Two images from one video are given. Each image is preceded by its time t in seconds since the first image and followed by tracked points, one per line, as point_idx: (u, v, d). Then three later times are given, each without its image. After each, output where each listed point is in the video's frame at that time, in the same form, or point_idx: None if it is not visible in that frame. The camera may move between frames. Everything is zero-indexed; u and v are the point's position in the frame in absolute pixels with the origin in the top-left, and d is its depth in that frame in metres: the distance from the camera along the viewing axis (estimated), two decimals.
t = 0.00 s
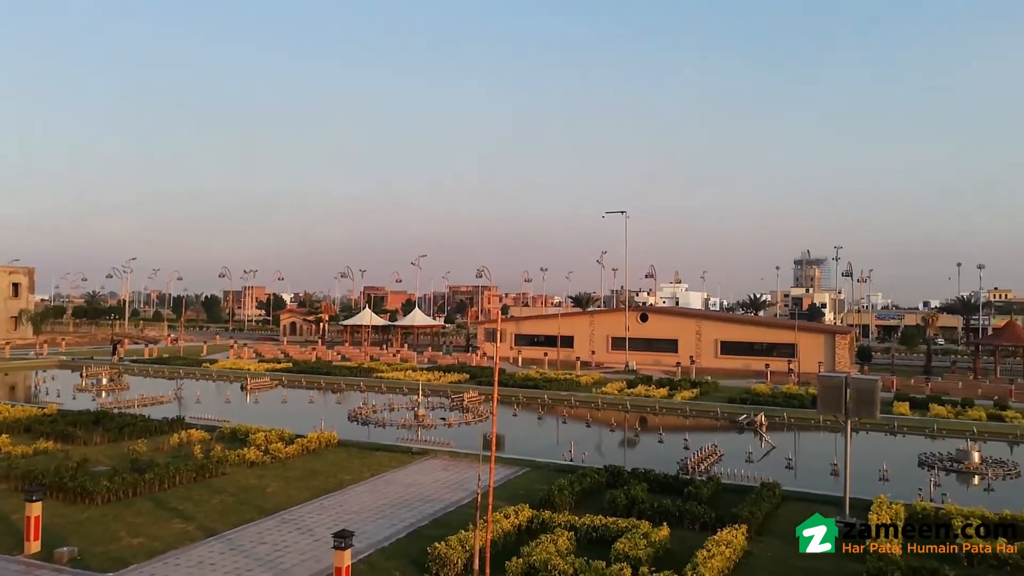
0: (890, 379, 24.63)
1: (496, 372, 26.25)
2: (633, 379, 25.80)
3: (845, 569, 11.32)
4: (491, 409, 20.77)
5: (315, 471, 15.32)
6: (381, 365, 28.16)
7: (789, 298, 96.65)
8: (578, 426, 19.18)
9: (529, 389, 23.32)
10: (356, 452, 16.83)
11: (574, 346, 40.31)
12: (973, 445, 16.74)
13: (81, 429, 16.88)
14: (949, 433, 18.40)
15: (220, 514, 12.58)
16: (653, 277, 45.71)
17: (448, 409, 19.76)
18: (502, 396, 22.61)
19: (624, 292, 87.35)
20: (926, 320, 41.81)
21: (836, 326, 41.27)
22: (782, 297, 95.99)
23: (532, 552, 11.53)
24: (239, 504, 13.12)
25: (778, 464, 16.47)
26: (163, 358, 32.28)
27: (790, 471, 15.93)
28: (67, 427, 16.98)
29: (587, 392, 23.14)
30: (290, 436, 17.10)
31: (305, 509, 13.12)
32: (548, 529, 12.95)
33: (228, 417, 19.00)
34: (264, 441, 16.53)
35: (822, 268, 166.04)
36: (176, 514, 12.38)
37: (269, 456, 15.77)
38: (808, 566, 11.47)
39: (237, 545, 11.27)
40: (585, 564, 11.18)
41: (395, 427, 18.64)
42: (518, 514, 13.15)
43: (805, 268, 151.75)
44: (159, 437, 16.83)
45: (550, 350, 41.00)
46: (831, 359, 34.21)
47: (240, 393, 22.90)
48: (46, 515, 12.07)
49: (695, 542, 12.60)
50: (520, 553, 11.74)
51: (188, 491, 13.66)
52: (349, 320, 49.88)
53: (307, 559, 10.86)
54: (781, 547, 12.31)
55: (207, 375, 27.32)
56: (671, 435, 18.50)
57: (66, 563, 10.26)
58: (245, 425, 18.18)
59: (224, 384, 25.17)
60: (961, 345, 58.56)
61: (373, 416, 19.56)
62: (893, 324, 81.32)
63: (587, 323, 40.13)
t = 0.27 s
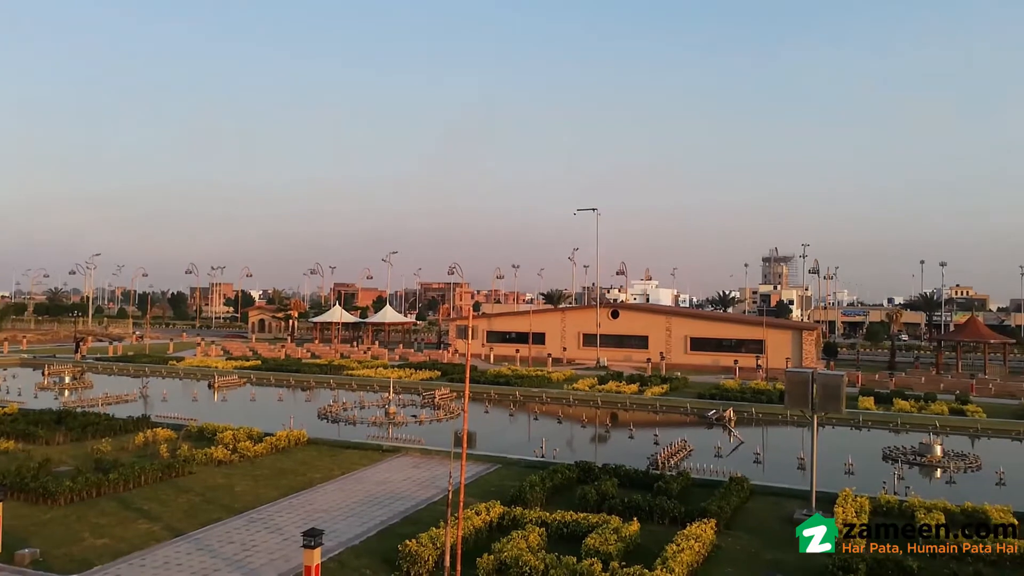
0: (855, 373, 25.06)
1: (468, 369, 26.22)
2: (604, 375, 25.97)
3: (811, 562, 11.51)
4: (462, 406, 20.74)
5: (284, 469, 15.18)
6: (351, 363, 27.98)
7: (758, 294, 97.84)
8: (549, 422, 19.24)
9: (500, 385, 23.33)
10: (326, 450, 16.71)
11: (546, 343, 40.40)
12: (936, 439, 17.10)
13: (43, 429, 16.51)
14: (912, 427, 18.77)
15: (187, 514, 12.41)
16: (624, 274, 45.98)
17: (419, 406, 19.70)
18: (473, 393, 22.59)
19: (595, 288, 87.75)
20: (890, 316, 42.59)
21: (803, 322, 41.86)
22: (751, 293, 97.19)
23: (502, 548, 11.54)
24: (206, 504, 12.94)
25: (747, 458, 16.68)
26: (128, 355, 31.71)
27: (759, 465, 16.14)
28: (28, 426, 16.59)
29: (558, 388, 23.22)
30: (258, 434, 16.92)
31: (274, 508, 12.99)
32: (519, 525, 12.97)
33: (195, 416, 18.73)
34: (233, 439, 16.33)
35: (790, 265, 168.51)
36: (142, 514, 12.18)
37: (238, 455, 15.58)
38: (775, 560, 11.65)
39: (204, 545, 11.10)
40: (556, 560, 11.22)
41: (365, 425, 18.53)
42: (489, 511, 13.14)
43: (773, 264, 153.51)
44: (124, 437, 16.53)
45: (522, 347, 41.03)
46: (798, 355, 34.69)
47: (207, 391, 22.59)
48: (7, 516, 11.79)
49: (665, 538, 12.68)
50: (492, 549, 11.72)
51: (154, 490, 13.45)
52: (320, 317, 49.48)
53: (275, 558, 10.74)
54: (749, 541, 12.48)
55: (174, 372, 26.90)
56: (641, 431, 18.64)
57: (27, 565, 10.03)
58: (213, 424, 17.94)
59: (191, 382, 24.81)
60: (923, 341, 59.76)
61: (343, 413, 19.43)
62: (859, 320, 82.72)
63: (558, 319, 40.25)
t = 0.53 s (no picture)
0: (821, 368, 25.48)
1: (438, 365, 26.15)
2: (575, 372, 26.08)
3: (777, 555, 11.70)
4: (433, 403, 20.70)
5: (253, 467, 15.02)
6: (321, 359, 27.75)
7: (726, 291, 98.97)
8: (520, 419, 19.24)
9: (471, 382, 23.31)
10: (295, 447, 16.57)
11: (517, 339, 40.45)
12: (898, 432, 17.47)
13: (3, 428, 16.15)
14: (876, 420, 19.15)
15: (153, 513, 12.22)
16: (595, 270, 46.19)
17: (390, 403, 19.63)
18: (444, 390, 22.55)
19: (566, 284, 88.06)
20: (855, 312, 43.36)
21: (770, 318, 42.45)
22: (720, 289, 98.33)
23: (473, 545, 11.54)
24: (172, 504, 12.74)
25: (715, 452, 16.88)
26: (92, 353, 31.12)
27: (727, 460, 16.33)
28: None
29: (529, 385, 23.28)
30: (226, 432, 16.72)
31: (242, 506, 12.86)
32: (489, 521, 12.99)
33: (161, 414, 18.44)
34: (199, 438, 16.12)
35: (758, 261, 170.72)
36: (106, 515, 11.96)
37: (205, 453, 15.38)
38: (742, 553, 11.83)
39: (168, 545, 10.92)
40: (526, 555, 11.26)
41: (335, 422, 18.41)
42: (460, 508, 13.14)
43: (741, 261, 155.32)
44: (87, 436, 16.22)
45: (493, 343, 41.03)
46: (765, 350, 35.19)
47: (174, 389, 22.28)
48: None
49: (634, 531, 12.82)
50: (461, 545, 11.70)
51: (118, 490, 13.21)
52: (289, 314, 49.01)
53: (242, 557, 10.63)
54: (716, 534, 12.65)
55: (139, 370, 26.45)
56: (611, 426, 18.77)
57: None
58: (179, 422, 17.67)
59: (157, 380, 24.43)
60: (886, 336, 60.97)
61: (313, 411, 19.27)
62: (825, 316, 84.12)
63: (529, 315, 40.32)
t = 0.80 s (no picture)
0: (786, 363, 25.89)
1: (409, 362, 26.10)
2: (544, 367, 26.20)
3: (743, 548, 11.90)
4: (403, 399, 20.65)
5: (220, 465, 14.87)
6: (290, 356, 27.52)
7: (694, 287, 100.02)
8: (490, 415, 19.27)
9: (442, 378, 23.29)
10: (264, 445, 16.43)
11: (487, 335, 40.47)
12: (860, 425, 17.84)
13: None
14: (839, 414, 19.52)
15: (117, 513, 12.04)
16: (565, 266, 46.39)
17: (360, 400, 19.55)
18: (415, 386, 22.50)
19: (536, 280, 88.24)
20: (819, 307, 44.07)
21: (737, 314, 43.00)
22: (688, 286, 99.35)
23: (444, 541, 11.54)
24: (137, 503, 12.56)
25: (683, 446, 17.08)
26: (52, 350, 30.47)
27: (694, 453, 16.55)
28: None
29: (499, 380, 23.33)
30: (192, 430, 16.51)
31: (208, 505, 12.72)
32: (459, 517, 13.01)
33: (125, 412, 18.15)
34: (165, 436, 15.90)
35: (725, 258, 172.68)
36: (68, 515, 11.76)
37: (170, 451, 15.18)
38: (709, 546, 12.00)
39: (132, 545, 10.76)
40: (496, 551, 11.29)
41: (304, 420, 18.28)
42: (430, 504, 13.14)
43: (709, 258, 157.04)
44: (48, 435, 15.91)
45: (463, 339, 40.99)
46: (732, 345, 35.66)
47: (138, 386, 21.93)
48: None
49: (603, 525, 12.92)
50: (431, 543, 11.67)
51: (80, 490, 12.98)
52: (257, 310, 48.46)
53: (209, 556, 10.52)
54: (684, 528, 12.81)
55: (102, 368, 25.97)
56: (581, 421, 18.88)
57: None
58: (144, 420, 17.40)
59: (121, 377, 24.02)
60: (850, 331, 62.09)
61: (282, 409, 19.11)
62: (790, 312, 85.43)
63: (500, 311, 40.35)
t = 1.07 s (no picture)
0: (750, 357, 26.30)
1: (377, 358, 26.00)
2: (513, 363, 26.28)
3: (707, 540, 12.09)
4: (371, 396, 20.58)
5: (185, 464, 14.69)
6: (256, 353, 27.23)
7: (661, 282, 100.85)
8: (459, 411, 19.27)
9: (411, 374, 23.24)
10: (230, 443, 16.28)
11: (457, 331, 40.42)
12: (822, 418, 18.21)
13: None
14: (801, 407, 19.90)
15: (79, 513, 11.87)
16: (534, 262, 46.51)
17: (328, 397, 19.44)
18: (384, 382, 22.42)
19: (504, 275, 88.25)
20: (782, 303, 44.75)
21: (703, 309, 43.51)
22: (655, 281, 100.23)
23: (412, 537, 11.57)
24: (100, 503, 12.37)
25: (650, 441, 17.28)
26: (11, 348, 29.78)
27: (661, 447, 16.75)
28: None
29: (468, 376, 23.35)
30: (156, 428, 16.30)
31: (172, 505, 12.57)
32: (428, 514, 13.03)
33: (86, 411, 17.83)
34: (128, 435, 15.67)
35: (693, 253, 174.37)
36: (28, 516, 11.54)
37: (134, 450, 14.97)
38: (674, 539, 12.19)
39: (95, 546, 10.61)
40: (465, 547, 11.34)
41: (271, 417, 18.12)
42: (399, 501, 13.13)
43: (676, 254, 158.63)
44: (6, 435, 15.58)
45: (433, 335, 40.88)
46: (698, 340, 36.11)
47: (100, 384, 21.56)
48: None
49: (571, 520, 13.04)
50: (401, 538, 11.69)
51: (39, 490, 12.74)
52: (223, 306, 47.83)
53: (173, 556, 10.42)
54: (650, 521, 12.99)
55: (63, 366, 25.45)
56: (549, 416, 18.98)
57: None
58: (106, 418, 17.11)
59: (82, 375, 23.57)
60: (812, 327, 63.18)
61: (248, 406, 18.92)
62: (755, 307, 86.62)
63: (469, 307, 40.31)
